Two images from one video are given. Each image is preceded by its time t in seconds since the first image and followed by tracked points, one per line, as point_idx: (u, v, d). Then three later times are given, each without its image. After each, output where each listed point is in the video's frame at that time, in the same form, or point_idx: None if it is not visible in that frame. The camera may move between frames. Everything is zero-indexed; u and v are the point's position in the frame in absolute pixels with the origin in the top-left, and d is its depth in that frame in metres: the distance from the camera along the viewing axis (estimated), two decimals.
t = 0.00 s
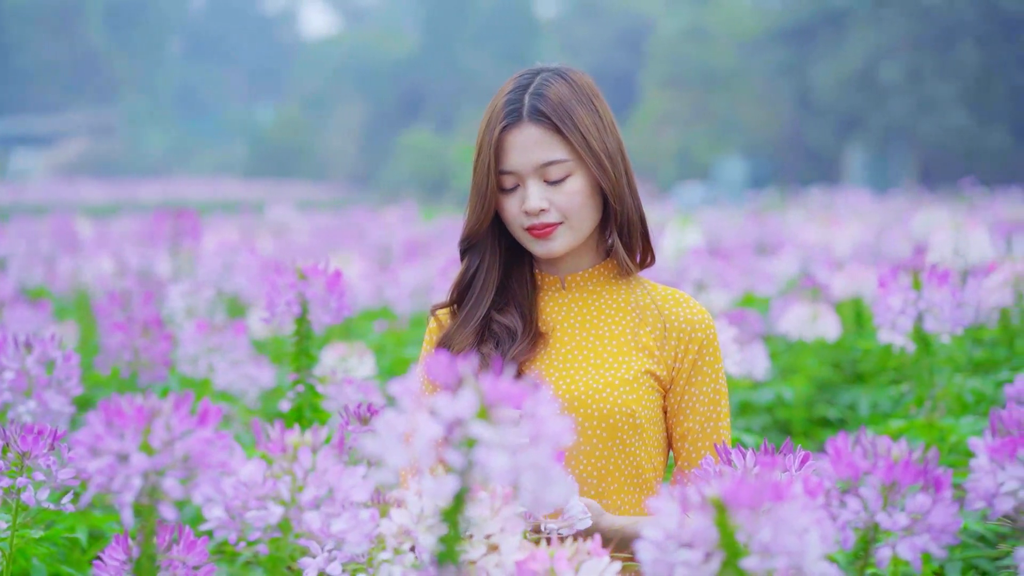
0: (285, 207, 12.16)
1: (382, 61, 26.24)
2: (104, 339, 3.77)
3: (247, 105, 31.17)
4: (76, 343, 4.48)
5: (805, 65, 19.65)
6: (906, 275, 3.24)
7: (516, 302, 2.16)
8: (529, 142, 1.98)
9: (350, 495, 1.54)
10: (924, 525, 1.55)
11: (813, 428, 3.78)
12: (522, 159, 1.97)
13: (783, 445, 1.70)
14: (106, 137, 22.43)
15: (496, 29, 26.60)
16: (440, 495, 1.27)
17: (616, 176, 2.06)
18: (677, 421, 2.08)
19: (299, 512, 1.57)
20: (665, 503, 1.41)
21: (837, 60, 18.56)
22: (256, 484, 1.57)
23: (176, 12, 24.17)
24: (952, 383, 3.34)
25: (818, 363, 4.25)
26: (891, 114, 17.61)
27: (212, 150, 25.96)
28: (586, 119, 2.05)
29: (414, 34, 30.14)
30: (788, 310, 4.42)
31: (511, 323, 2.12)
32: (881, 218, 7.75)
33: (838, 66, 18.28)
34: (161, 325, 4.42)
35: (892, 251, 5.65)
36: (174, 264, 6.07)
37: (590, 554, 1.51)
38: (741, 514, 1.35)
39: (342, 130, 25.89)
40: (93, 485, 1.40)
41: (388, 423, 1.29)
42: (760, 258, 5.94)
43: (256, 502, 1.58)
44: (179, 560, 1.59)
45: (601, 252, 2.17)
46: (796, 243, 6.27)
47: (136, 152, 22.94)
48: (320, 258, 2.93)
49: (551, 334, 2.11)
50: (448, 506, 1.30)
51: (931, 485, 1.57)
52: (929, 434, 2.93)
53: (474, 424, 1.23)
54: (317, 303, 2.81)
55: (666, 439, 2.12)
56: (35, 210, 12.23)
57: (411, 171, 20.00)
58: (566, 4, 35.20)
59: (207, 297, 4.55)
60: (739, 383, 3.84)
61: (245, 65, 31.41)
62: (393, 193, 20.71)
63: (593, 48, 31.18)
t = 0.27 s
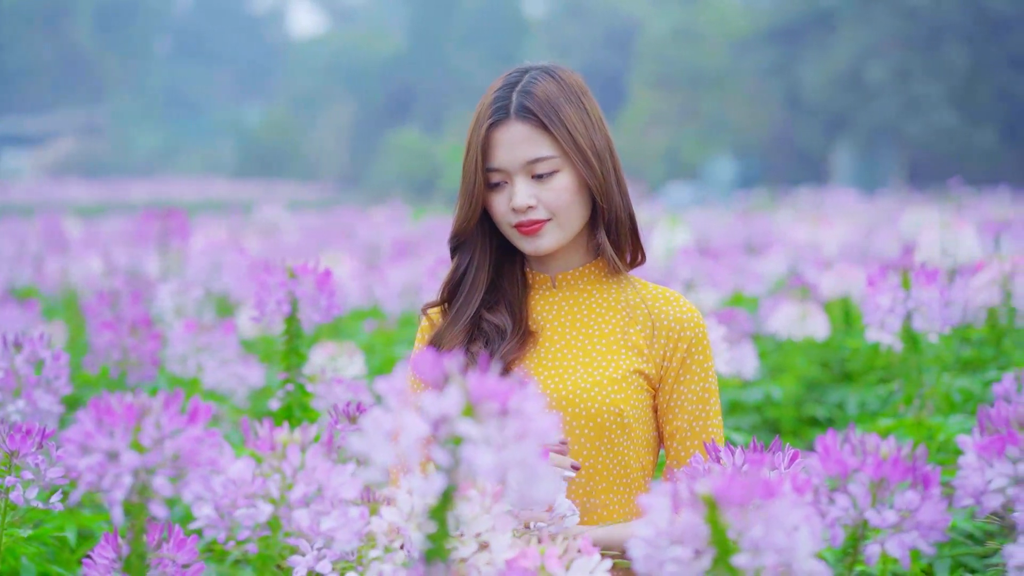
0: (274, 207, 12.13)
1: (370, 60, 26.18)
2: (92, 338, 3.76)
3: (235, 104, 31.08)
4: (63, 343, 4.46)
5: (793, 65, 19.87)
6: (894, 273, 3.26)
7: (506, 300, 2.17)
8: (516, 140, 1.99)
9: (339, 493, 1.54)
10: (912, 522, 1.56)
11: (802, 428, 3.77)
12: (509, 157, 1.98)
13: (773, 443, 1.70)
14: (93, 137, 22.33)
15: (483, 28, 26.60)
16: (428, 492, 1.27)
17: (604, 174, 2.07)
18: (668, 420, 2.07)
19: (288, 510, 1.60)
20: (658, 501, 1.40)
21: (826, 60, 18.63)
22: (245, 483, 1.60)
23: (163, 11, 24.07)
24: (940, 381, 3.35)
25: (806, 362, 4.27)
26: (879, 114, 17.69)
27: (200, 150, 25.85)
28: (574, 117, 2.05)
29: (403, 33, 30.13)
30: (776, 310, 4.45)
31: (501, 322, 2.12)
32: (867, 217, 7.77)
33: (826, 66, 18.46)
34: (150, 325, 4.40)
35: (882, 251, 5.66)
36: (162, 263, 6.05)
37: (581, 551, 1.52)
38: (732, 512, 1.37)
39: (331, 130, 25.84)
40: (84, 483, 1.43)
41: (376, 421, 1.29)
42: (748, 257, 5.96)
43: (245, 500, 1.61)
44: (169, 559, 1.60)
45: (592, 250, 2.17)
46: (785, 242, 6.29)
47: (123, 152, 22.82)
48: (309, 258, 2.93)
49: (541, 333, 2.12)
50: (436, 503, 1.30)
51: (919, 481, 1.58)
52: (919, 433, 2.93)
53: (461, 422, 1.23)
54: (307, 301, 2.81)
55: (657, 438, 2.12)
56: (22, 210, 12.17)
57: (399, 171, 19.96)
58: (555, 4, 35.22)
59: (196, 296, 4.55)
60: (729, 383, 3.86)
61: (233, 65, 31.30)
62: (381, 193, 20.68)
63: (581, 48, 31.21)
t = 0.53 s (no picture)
0: (263, 207, 12.08)
1: (359, 60, 26.21)
2: (81, 337, 3.74)
3: (224, 105, 30.98)
4: (52, 342, 4.44)
5: (781, 64, 20.12)
6: (883, 272, 3.26)
7: (494, 298, 2.17)
8: (502, 136, 2.00)
9: (328, 490, 1.54)
10: (900, 518, 1.57)
11: (791, 426, 3.77)
12: (495, 153, 1.99)
13: (757, 438, 1.70)
14: (81, 136, 22.21)
15: (473, 28, 26.61)
16: (416, 489, 1.27)
17: (590, 171, 2.07)
18: (656, 418, 2.06)
19: (278, 507, 1.60)
20: (647, 499, 1.41)
21: (816, 60, 18.71)
22: (234, 480, 1.59)
23: (152, 11, 24.07)
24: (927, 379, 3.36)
25: (795, 361, 4.28)
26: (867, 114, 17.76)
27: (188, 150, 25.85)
28: (560, 113, 2.05)
29: (392, 33, 30.11)
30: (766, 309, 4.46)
31: (489, 320, 2.12)
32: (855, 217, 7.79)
33: (815, 66, 18.66)
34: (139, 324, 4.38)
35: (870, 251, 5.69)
36: (151, 263, 6.03)
37: (569, 547, 1.55)
38: (722, 509, 1.36)
39: (320, 130, 25.79)
40: (73, 480, 1.42)
41: (363, 418, 1.29)
42: (737, 257, 5.97)
43: (235, 499, 1.60)
44: (158, 557, 1.61)
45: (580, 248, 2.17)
46: (773, 242, 6.31)
47: (111, 151, 22.80)
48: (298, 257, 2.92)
49: (529, 332, 2.12)
50: (425, 500, 1.30)
51: (906, 478, 1.58)
52: (908, 431, 2.93)
53: (447, 419, 1.24)
54: (296, 300, 2.80)
55: (646, 437, 2.12)
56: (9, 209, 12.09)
57: (388, 171, 19.98)
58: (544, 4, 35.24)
59: (185, 295, 4.53)
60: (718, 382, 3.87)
61: (222, 65, 31.28)
62: (371, 193, 20.64)
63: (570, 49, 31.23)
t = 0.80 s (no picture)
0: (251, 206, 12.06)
1: (348, 60, 26.16)
2: (70, 336, 3.73)
3: (213, 105, 30.89)
4: (41, 341, 4.42)
5: (771, 64, 20.17)
6: (871, 271, 3.29)
7: (484, 296, 2.18)
8: (487, 131, 2.00)
9: (318, 487, 1.54)
10: (886, 514, 1.58)
11: (780, 425, 3.79)
12: (480, 149, 1.99)
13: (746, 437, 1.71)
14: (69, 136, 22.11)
15: (462, 28, 26.60)
16: (405, 484, 1.27)
17: (576, 166, 2.06)
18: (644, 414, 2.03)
19: (266, 504, 1.59)
20: (635, 494, 1.42)
21: (805, 60, 18.77)
22: (224, 477, 1.60)
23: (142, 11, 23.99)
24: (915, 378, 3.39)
25: (784, 360, 4.30)
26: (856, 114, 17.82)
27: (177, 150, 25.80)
28: (545, 109, 2.05)
29: (381, 33, 30.10)
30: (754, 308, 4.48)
31: (477, 318, 2.13)
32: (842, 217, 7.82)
33: (805, 66, 18.71)
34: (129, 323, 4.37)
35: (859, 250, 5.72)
36: (140, 262, 6.01)
37: (557, 546, 1.57)
38: (710, 504, 1.36)
39: (309, 130, 25.74)
40: (63, 477, 1.43)
41: (353, 414, 1.29)
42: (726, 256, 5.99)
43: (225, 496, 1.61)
44: (148, 554, 1.62)
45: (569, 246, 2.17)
46: (762, 242, 6.34)
47: (99, 151, 22.72)
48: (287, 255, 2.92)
49: (517, 330, 2.13)
50: (413, 494, 1.31)
51: (893, 474, 1.59)
52: (896, 428, 2.95)
53: (437, 415, 1.24)
54: (285, 299, 2.80)
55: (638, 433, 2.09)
56: None
57: (377, 171, 19.96)
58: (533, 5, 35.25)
59: (174, 295, 4.52)
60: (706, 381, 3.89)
61: (211, 64, 31.18)
62: (360, 193, 20.62)
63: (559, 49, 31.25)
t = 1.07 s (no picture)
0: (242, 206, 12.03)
1: (339, 61, 26.13)
2: (60, 336, 3.71)
3: (203, 105, 30.81)
4: (30, 340, 4.40)
5: (761, 64, 20.25)
6: (860, 270, 3.32)
7: (471, 293, 2.18)
8: (473, 127, 2.01)
9: (307, 483, 1.55)
10: (873, 510, 1.58)
11: (769, 423, 3.80)
12: (466, 145, 2.00)
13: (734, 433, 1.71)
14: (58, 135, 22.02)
15: (452, 28, 26.60)
16: (394, 479, 1.27)
17: (561, 162, 2.06)
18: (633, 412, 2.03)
19: (255, 501, 1.59)
20: (623, 492, 1.43)
21: (796, 60, 18.83)
22: (213, 474, 1.60)
23: (133, 10, 23.94)
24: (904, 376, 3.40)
25: (773, 359, 4.31)
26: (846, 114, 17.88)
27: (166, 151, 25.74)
28: (530, 105, 2.05)
29: (371, 33, 30.08)
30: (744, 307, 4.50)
31: (464, 315, 2.13)
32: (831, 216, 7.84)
33: (795, 67, 18.75)
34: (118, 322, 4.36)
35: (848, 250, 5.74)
36: (129, 262, 5.99)
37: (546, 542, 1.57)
38: (697, 500, 1.37)
39: (299, 130, 25.70)
40: (51, 474, 1.44)
41: (344, 410, 1.29)
42: (716, 255, 6.00)
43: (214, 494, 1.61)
44: (138, 549, 1.64)
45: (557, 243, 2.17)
46: (752, 241, 6.35)
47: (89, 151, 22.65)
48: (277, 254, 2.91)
49: (505, 327, 2.12)
50: (402, 491, 1.30)
51: (881, 470, 1.59)
52: (884, 427, 2.97)
53: (427, 411, 1.24)
54: (275, 298, 2.80)
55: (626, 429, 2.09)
56: None
57: (368, 171, 19.96)
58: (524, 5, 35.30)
59: (164, 294, 4.51)
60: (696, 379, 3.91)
61: (201, 64, 31.12)
62: (350, 193, 20.59)
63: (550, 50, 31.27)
